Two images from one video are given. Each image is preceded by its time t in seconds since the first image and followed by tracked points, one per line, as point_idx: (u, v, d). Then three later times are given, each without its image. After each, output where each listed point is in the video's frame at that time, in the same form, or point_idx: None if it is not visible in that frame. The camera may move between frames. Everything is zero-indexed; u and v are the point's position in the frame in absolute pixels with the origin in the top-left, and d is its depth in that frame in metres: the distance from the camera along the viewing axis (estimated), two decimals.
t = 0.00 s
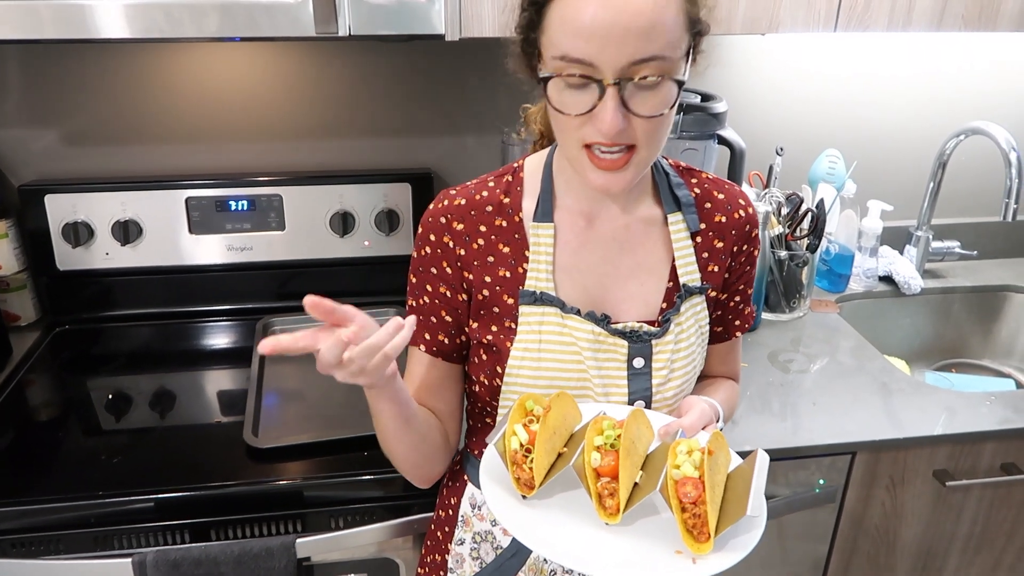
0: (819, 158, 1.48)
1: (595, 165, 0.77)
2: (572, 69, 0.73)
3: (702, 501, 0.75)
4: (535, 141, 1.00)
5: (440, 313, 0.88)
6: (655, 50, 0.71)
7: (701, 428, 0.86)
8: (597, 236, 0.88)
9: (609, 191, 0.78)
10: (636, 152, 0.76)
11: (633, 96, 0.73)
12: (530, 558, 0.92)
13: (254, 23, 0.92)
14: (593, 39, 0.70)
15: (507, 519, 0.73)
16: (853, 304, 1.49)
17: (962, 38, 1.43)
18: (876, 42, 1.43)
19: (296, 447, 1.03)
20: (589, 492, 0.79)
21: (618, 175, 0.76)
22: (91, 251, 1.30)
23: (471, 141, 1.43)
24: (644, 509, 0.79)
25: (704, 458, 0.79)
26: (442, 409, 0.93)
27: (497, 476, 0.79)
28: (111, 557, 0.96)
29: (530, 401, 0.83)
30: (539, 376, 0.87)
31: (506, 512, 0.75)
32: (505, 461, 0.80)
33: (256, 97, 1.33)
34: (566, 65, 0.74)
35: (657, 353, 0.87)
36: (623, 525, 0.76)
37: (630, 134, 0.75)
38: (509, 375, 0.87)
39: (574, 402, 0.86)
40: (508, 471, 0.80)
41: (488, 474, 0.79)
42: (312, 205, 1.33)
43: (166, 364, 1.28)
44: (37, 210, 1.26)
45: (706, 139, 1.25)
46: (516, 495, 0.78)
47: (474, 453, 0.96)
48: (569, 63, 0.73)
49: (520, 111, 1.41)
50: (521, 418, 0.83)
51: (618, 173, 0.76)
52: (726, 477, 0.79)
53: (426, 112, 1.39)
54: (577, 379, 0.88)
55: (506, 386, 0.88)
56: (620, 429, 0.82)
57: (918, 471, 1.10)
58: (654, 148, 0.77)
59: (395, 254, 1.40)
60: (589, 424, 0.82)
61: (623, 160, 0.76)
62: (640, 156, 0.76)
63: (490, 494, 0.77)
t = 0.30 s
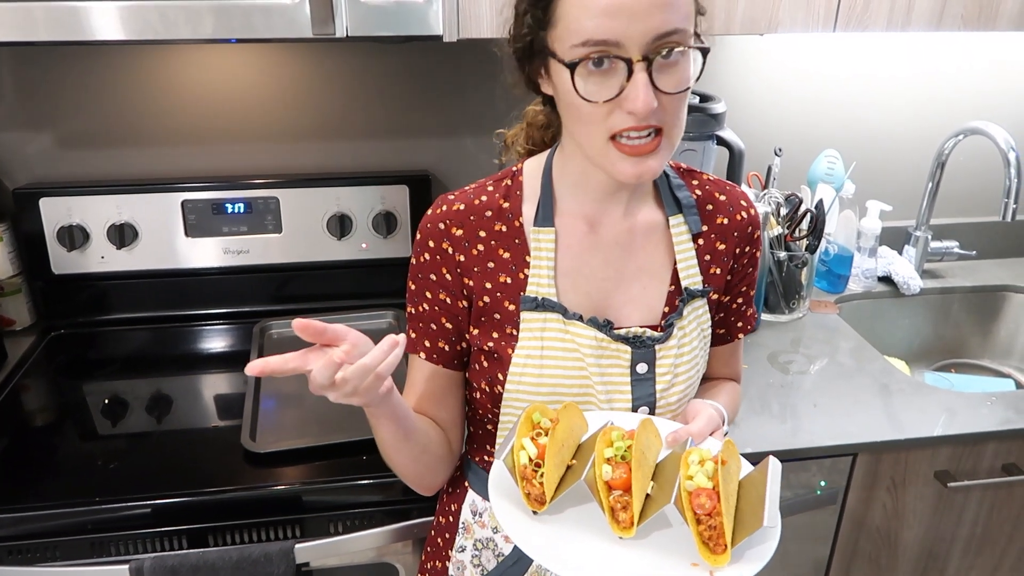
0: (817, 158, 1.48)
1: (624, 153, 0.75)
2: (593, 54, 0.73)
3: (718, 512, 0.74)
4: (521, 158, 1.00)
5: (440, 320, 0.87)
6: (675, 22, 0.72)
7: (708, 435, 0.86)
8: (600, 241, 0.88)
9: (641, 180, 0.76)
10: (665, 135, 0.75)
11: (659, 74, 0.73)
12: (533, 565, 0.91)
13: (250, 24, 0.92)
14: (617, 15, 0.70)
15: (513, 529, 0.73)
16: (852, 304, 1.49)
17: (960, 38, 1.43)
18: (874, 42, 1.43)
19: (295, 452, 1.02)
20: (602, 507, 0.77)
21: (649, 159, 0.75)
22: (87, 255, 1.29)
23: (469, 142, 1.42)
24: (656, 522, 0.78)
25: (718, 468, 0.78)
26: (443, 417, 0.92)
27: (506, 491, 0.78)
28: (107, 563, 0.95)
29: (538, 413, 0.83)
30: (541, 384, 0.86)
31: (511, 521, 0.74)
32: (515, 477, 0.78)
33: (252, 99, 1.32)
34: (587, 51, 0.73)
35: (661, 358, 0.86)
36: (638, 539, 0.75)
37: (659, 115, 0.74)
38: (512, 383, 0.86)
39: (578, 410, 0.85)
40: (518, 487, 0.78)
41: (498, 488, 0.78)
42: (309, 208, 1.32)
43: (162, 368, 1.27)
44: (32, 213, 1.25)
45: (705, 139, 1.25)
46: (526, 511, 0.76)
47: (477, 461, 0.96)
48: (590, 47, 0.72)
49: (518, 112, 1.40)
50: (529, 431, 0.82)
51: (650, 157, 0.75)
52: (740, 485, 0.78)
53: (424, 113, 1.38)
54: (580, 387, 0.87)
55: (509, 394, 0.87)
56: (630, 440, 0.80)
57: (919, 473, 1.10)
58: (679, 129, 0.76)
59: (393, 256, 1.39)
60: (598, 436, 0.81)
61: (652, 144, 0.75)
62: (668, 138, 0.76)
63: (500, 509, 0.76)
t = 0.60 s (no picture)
0: (814, 158, 1.47)
1: (610, 163, 0.75)
2: (584, 62, 0.72)
3: (724, 512, 0.73)
4: (520, 150, 0.99)
5: (436, 322, 0.86)
6: (667, 37, 0.70)
7: (708, 435, 0.85)
8: (596, 241, 0.87)
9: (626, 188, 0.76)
10: (651, 146, 0.74)
11: (649, 87, 0.72)
12: (531, 569, 0.90)
13: (242, 25, 0.91)
14: (606, 29, 0.69)
15: (513, 534, 0.72)
16: (849, 303, 1.49)
17: (956, 36, 1.43)
18: (870, 41, 1.43)
19: (290, 456, 1.01)
20: (606, 511, 0.77)
21: (633, 171, 0.75)
22: (78, 259, 1.28)
23: (464, 143, 1.41)
24: (660, 525, 0.78)
25: (722, 468, 0.77)
26: (439, 419, 0.91)
27: (508, 497, 0.77)
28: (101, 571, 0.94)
29: (537, 418, 0.82)
30: (538, 386, 0.85)
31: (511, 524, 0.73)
32: (516, 483, 0.77)
33: (246, 101, 1.31)
34: (578, 60, 0.72)
35: (657, 359, 0.86)
36: (644, 542, 0.75)
37: (647, 127, 0.73)
38: (508, 385, 0.85)
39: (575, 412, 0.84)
40: (520, 493, 0.78)
41: (499, 495, 0.77)
42: (303, 210, 1.31)
43: (156, 372, 1.26)
44: (23, 217, 1.24)
45: (702, 139, 1.24)
46: (530, 518, 0.76)
47: (474, 464, 0.95)
48: (581, 58, 0.72)
49: (513, 112, 1.40)
50: (529, 437, 0.81)
51: (635, 167, 0.75)
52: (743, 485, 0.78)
53: (418, 115, 1.38)
54: (577, 388, 0.86)
55: (505, 397, 0.86)
56: (631, 443, 0.80)
57: (918, 472, 1.09)
58: (667, 139, 0.76)
59: (388, 258, 1.38)
60: (599, 439, 0.80)
61: (639, 154, 0.75)
62: (655, 149, 0.75)
63: (502, 517, 0.74)
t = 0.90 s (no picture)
0: (811, 159, 1.47)
1: (587, 175, 0.75)
2: (567, 73, 0.71)
3: (717, 515, 0.72)
4: (528, 135, 0.96)
5: (433, 324, 0.85)
6: (653, 58, 0.69)
7: (706, 437, 0.84)
8: (594, 243, 0.86)
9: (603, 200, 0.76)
10: (630, 162, 0.74)
11: (630, 104, 0.71)
12: None
13: (237, 26, 0.90)
14: (590, 44, 0.68)
15: (507, 538, 0.71)
16: (848, 305, 1.48)
17: (953, 37, 1.43)
18: (868, 42, 1.42)
19: (286, 462, 1.00)
20: (598, 513, 0.76)
21: (611, 186, 0.75)
22: (71, 263, 1.26)
23: (461, 145, 1.41)
24: (654, 527, 0.77)
25: (717, 470, 0.76)
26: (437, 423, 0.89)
27: (500, 499, 0.76)
28: None
29: (531, 419, 0.82)
30: (536, 388, 0.84)
31: (506, 527, 0.73)
32: (508, 485, 0.76)
33: (240, 102, 1.30)
34: (561, 71, 0.71)
35: (656, 361, 0.85)
36: (636, 544, 0.74)
37: (625, 143, 0.73)
38: (506, 387, 0.85)
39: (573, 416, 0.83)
40: (512, 495, 0.77)
41: (491, 496, 0.76)
42: (299, 212, 1.30)
43: (151, 377, 1.24)
44: (14, 220, 1.22)
45: (700, 141, 1.25)
46: (521, 520, 0.74)
47: (472, 468, 0.93)
48: (564, 69, 0.71)
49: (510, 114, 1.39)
50: (522, 438, 0.81)
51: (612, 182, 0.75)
52: (738, 488, 0.77)
53: (415, 116, 1.37)
54: (575, 391, 0.85)
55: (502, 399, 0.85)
56: (625, 444, 0.79)
57: (918, 475, 1.09)
58: (649, 157, 0.75)
59: (384, 261, 1.37)
60: (593, 440, 0.79)
61: (617, 169, 0.74)
62: (634, 165, 0.75)
63: (494, 518, 0.74)
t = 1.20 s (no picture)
0: (809, 160, 1.47)
1: (581, 179, 0.75)
2: (561, 78, 0.71)
3: (724, 525, 0.72)
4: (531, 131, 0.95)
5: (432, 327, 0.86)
6: (650, 65, 0.69)
7: (707, 443, 0.84)
8: (592, 246, 0.85)
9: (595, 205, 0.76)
10: (623, 168, 0.74)
11: (624, 110, 0.70)
12: None
13: (232, 28, 0.89)
14: (585, 49, 0.68)
15: (508, 547, 0.71)
16: (846, 307, 1.48)
17: (950, 37, 1.43)
18: (866, 43, 1.42)
19: (283, 468, 0.99)
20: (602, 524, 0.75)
21: (603, 191, 0.75)
22: (65, 267, 1.25)
23: (457, 147, 1.40)
24: (658, 537, 0.76)
25: (722, 479, 0.75)
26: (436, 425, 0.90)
27: (503, 511, 0.75)
28: None
29: (532, 428, 0.80)
30: (535, 392, 0.84)
31: (507, 536, 0.73)
32: (511, 496, 0.76)
33: (236, 105, 1.29)
34: (555, 75, 0.71)
35: (656, 365, 0.84)
36: (641, 556, 0.73)
37: (619, 148, 0.72)
38: (504, 391, 0.84)
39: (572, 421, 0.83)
40: (514, 506, 0.76)
41: (494, 507, 0.76)
42: (295, 216, 1.29)
43: (146, 382, 1.23)
44: (7, 224, 1.21)
45: (697, 142, 1.24)
46: (524, 530, 0.74)
47: (469, 474, 0.92)
48: (558, 74, 0.71)
49: (507, 116, 1.39)
50: (524, 447, 0.79)
51: (605, 187, 0.74)
52: (743, 496, 0.77)
53: (412, 118, 1.36)
54: (575, 395, 0.84)
55: (500, 403, 0.85)
56: (628, 452, 0.78)
57: (918, 477, 1.08)
58: (643, 162, 0.75)
59: (381, 265, 1.36)
60: (596, 448, 0.78)
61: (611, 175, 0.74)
62: (628, 171, 0.74)
63: (495, 528, 0.74)
